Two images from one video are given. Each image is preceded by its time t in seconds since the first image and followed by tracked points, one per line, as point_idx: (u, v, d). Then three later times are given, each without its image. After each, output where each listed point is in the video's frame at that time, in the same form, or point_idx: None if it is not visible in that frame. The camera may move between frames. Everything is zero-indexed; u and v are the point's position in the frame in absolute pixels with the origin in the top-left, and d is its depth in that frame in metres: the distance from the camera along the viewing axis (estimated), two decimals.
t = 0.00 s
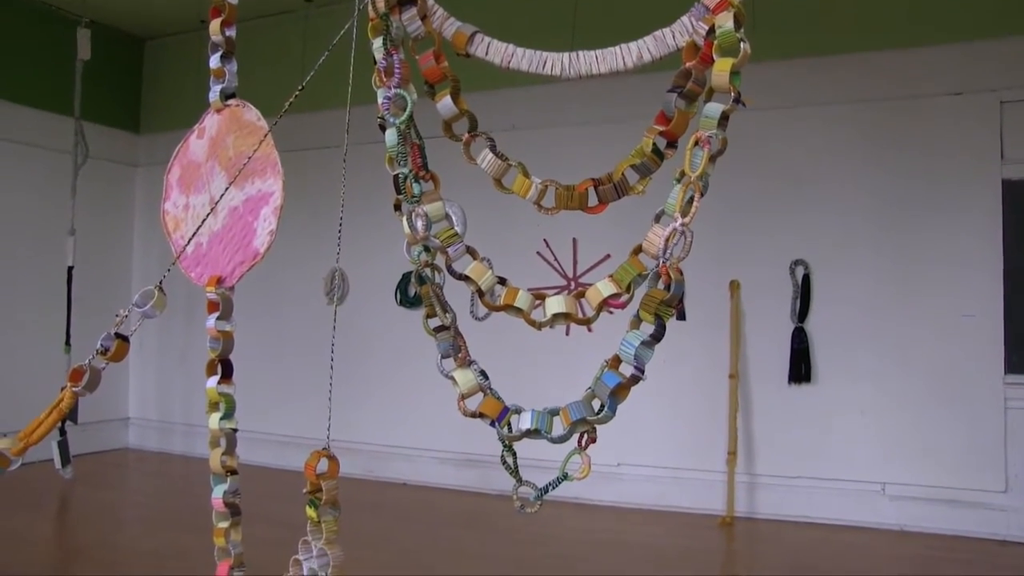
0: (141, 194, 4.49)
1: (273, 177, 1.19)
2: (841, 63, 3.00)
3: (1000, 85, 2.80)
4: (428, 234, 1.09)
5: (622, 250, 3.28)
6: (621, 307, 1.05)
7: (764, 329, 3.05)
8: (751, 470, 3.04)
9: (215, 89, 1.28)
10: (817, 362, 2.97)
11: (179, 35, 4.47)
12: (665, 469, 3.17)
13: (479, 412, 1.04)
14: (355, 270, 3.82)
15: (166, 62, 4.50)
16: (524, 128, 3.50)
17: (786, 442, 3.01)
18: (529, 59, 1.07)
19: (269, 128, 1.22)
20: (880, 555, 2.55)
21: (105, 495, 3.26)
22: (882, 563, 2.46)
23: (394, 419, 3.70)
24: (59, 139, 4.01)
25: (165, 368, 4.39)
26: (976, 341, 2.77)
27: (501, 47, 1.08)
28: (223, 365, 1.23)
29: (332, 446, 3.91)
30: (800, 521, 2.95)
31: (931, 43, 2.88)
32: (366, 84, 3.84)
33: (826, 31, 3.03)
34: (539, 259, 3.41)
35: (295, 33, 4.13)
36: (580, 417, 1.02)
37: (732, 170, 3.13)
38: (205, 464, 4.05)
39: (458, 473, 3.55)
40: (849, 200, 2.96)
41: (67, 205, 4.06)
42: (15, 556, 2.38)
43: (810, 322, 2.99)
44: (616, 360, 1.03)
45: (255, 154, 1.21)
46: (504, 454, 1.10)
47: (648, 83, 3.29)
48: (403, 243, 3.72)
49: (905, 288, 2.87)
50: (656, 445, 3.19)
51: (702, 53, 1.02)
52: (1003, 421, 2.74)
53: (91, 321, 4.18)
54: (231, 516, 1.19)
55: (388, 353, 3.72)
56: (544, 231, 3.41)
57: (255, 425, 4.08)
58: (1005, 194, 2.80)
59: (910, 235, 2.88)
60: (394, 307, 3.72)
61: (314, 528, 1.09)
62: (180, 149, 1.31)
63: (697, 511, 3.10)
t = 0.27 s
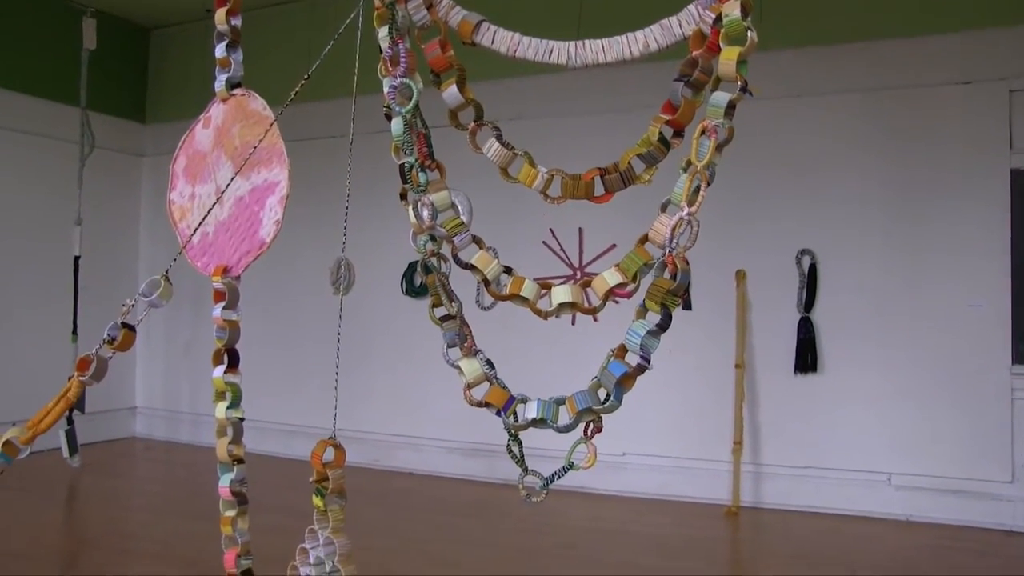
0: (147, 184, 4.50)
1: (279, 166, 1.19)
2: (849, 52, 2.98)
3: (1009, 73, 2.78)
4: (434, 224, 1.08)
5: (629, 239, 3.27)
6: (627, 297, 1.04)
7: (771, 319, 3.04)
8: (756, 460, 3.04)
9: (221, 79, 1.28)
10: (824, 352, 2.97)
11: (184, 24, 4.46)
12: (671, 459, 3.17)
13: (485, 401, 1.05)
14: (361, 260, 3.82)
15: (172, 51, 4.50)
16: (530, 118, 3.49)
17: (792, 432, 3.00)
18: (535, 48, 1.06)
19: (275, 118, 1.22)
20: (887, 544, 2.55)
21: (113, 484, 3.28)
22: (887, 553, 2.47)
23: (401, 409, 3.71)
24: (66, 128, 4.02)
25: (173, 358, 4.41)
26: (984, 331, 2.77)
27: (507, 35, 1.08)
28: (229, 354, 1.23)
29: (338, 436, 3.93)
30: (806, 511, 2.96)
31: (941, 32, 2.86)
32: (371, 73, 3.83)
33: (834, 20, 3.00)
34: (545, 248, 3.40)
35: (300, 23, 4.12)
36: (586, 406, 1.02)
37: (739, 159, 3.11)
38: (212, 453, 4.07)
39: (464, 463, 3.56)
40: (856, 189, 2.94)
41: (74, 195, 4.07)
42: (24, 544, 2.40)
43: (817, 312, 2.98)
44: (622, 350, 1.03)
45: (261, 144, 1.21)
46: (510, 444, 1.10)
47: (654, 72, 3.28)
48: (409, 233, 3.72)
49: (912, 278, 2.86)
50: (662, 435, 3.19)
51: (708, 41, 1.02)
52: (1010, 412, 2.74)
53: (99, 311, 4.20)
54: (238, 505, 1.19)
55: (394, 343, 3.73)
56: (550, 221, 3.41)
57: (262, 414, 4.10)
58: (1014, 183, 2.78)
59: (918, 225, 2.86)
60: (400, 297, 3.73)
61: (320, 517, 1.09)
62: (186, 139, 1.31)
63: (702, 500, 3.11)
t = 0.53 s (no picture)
0: (155, 174, 4.51)
1: (286, 156, 1.19)
2: (859, 40, 2.95)
3: (1021, 62, 2.75)
4: (441, 213, 1.08)
5: (636, 229, 3.26)
6: (635, 287, 1.04)
7: (779, 309, 3.03)
8: (763, 450, 3.04)
9: (228, 68, 1.27)
10: (832, 342, 2.96)
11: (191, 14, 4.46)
12: (677, 448, 3.17)
13: (492, 390, 1.05)
14: (368, 249, 3.83)
15: (178, 41, 4.49)
16: (537, 107, 3.47)
17: (799, 422, 3.00)
18: (543, 36, 1.05)
19: (282, 107, 1.21)
20: (893, 535, 2.55)
21: (122, 472, 3.31)
22: (892, 542, 2.47)
23: (408, 398, 3.72)
24: (73, 118, 4.03)
25: (181, 347, 4.43)
26: (993, 322, 2.75)
27: (515, 24, 1.06)
28: (237, 344, 1.24)
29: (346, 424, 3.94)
30: (812, 501, 2.96)
31: (952, 19, 2.83)
32: (378, 62, 3.82)
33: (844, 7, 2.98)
34: (552, 238, 3.40)
35: (307, 11, 4.11)
36: (594, 395, 1.02)
37: (747, 148, 3.09)
38: (221, 442, 4.10)
39: (471, 451, 3.58)
40: (865, 179, 2.92)
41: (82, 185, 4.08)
42: (34, 533, 2.42)
43: (824, 302, 2.97)
44: (630, 339, 1.03)
45: (268, 133, 1.21)
46: (517, 433, 1.11)
47: (662, 61, 3.26)
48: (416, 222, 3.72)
49: (921, 268, 2.85)
50: (669, 425, 3.19)
51: (717, 30, 1.00)
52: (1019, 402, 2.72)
53: (107, 301, 4.22)
54: (246, 494, 1.20)
55: (401, 332, 3.74)
56: (557, 210, 3.40)
57: (270, 404, 4.12)
58: None
59: (927, 214, 2.85)
60: (407, 287, 3.73)
61: (328, 506, 1.10)
62: (193, 128, 1.31)
63: (709, 490, 3.11)
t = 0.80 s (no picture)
0: (162, 163, 4.52)
1: (292, 144, 1.19)
2: (869, 27, 2.92)
3: None
4: (448, 201, 1.08)
5: (643, 217, 3.25)
6: (642, 275, 1.03)
7: (786, 298, 3.02)
8: (770, 439, 3.04)
9: (234, 57, 1.27)
10: (839, 331, 2.95)
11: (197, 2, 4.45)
12: (683, 438, 3.17)
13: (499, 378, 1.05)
14: (375, 238, 3.83)
15: (185, 29, 4.49)
16: (545, 95, 3.46)
17: (806, 411, 2.99)
18: (550, 24, 1.04)
19: (288, 96, 1.21)
20: (898, 524, 2.55)
21: (130, 460, 3.33)
22: (898, 532, 2.47)
23: (414, 386, 3.73)
24: (80, 107, 4.03)
25: (189, 335, 4.45)
26: (1001, 312, 2.74)
27: (522, 12, 1.05)
28: (244, 332, 1.24)
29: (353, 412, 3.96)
30: (818, 490, 2.96)
31: (962, 7, 2.80)
32: (384, 50, 3.81)
33: None
34: (559, 226, 3.39)
35: None
36: (601, 383, 1.02)
37: (755, 137, 3.07)
38: (229, 430, 4.12)
39: (478, 440, 3.59)
40: (873, 168, 2.90)
41: (89, 174, 4.09)
42: (43, 520, 2.45)
43: (832, 291, 2.96)
44: (637, 328, 1.02)
45: (274, 122, 1.21)
46: (524, 421, 1.11)
47: (670, 48, 3.24)
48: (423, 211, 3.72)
49: (929, 257, 2.83)
50: (675, 414, 3.18)
51: (725, 18, 1.00)
52: None
53: (115, 290, 4.24)
54: (253, 482, 1.21)
55: (408, 320, 3.74)
56: (564, 198, 3.39)
57: (277, 392, 4.13)
58: None
59: (936, 204, 2.83)
60: (414, 276, 3.74)
61: (336, 494, 1.10)
62: (199, 117, 1.30)
63: (715, 479, 3.12)
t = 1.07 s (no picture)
0: (168, 152, 4.52)
1: (298, 133, 1.19)
2: (877, 15, 2.90)
3: None
4: (455, 189, 1.08)
5: (649, 206, 3.24)
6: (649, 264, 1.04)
7: (793, 287, 3.01)
8: (775, 428, 3.03)
9: (240, 45, 1.26)
10: (845, 321, 2.94)
11: None
12: (689, 427, 3.17)
13: (505, 366, 1.05)
14: (380, 226, 3.83)
15: (190, 17, 4.48)
16: (551, 83, 3.44)
17: (811, 401, 2.99)
18: (557, 13, 1.04)
19: (294, 84, 1.21)
20: (903, 513, 2.55)
21: (137, 448, 3.36)
22: (902, 521, 2.47)
23: (420, 375, 3.74)
24: (85, 96, 4.04)
25: (195, 324, 4.46)
26: (1008, 301, 2.73)
27: None
28: (250, 321, 1.24)
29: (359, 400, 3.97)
30: (823, 479, 2.96)
31: None
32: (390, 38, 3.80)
33: None
34: (565, 215, 3.39)
35: None
36: (606, 372, 1.02)
37: (762, 125, 3.05)
38: (236, 418, 4.14)
39: (483, 428, 3.60)
40: (881, 157, 2.89)
41: (95, 163, 4.10)
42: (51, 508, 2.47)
43: (838, 280, 2.95)
44: (643, 317, 1.02)
45: (280, 110, 1.21)
46: (530, 410, 1.11)
47: (677, 36, 3.22)
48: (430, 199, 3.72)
49: (937, 247, 2.82)
50: (680, 403, 3.19)
51: (732, 5, 0.99)
52: None
53: (121, 279, 4.25)
54: (259, 470, 1.21)
55: (414, 309, 3.75)
56: (570, 187, 3.38)
57: (283, 380, 4.15)
58: None
59: (944, 193, 2.81)
60: (420, 264, 3.74)
61: (341, 482, 1.11)
62: (206, 106, 1.30)
63: (720, 467, 3.12)
